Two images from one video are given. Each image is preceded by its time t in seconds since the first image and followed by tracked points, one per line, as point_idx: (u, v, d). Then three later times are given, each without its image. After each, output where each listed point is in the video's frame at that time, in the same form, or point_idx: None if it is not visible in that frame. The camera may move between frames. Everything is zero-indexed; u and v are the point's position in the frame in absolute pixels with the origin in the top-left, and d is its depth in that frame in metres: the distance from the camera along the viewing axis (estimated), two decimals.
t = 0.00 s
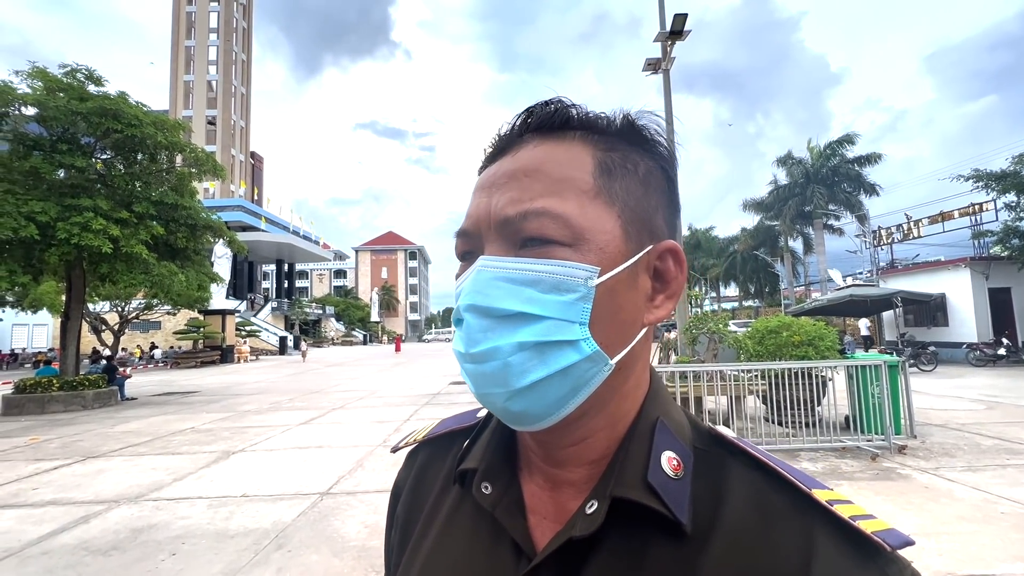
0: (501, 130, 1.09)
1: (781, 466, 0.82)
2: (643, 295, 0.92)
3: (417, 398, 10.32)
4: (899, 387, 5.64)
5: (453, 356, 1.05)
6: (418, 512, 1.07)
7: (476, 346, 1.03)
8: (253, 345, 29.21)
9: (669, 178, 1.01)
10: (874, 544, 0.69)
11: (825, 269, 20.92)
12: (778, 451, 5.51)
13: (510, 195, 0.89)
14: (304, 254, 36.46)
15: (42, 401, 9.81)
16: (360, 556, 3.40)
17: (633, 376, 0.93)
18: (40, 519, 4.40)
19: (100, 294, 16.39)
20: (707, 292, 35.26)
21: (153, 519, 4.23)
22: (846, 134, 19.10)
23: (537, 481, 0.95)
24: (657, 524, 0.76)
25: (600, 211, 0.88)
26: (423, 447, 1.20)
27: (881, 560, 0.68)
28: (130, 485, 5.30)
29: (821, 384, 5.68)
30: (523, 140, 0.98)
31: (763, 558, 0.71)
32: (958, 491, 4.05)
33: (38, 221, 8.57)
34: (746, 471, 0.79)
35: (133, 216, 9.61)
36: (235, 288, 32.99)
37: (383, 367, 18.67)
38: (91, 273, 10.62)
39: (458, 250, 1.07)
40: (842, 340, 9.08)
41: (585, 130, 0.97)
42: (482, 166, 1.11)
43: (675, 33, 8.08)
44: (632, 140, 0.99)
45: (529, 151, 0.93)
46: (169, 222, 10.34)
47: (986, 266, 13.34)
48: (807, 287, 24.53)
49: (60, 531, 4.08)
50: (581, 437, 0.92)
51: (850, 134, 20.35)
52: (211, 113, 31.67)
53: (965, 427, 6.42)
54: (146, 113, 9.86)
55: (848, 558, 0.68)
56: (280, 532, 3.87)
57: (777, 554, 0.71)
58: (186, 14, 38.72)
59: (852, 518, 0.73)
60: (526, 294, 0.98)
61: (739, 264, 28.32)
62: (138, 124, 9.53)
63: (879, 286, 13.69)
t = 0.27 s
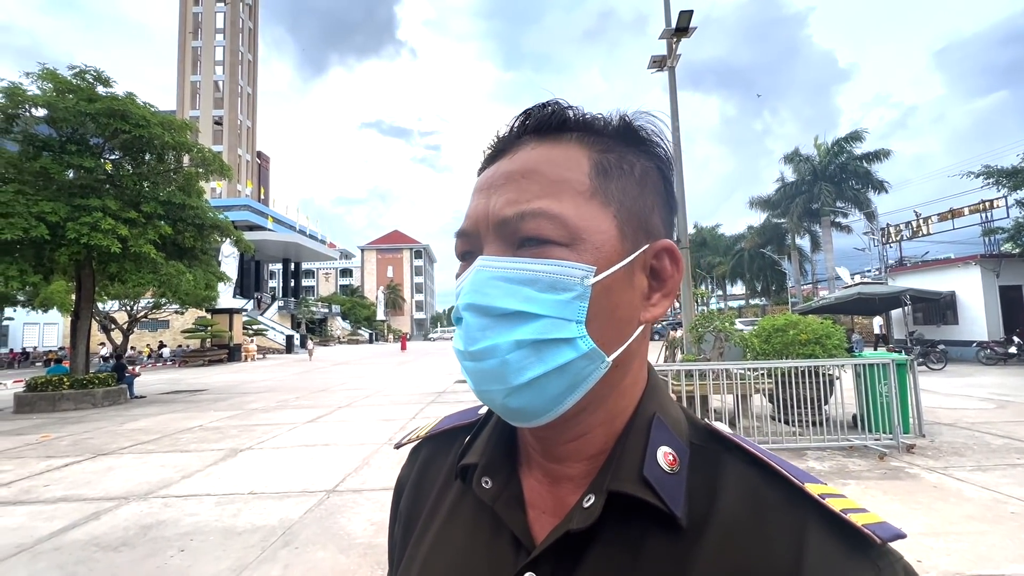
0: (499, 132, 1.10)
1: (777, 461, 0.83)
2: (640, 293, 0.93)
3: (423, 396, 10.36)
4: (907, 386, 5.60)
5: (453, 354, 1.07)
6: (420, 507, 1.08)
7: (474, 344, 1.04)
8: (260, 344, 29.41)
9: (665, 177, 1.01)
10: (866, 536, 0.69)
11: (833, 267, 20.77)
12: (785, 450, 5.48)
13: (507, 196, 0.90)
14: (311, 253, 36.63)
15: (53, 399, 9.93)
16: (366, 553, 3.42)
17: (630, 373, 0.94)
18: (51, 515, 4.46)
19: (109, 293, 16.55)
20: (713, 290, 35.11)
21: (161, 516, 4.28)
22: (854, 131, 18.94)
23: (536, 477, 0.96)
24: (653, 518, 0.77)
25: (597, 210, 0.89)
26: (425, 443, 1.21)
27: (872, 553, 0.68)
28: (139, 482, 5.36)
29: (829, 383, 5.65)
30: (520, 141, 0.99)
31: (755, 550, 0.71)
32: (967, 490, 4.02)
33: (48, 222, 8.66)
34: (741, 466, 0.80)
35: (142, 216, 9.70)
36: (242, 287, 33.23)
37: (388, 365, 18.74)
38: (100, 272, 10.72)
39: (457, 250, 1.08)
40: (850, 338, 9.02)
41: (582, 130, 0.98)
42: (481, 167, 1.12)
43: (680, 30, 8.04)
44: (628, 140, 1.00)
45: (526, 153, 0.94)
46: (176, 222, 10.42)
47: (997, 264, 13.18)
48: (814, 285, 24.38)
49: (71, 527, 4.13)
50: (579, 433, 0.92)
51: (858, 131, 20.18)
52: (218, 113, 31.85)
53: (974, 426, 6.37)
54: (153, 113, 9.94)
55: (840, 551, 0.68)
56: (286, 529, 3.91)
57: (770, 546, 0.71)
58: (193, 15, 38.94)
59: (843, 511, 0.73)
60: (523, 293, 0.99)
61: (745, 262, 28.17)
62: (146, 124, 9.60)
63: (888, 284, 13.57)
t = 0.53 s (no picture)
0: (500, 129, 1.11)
1: (770, 444, 0.84)
2: (637, 282, 0.94)
3: (428, 394, 10.40)
4: (914, 383, 5.57)
5: (456, 344, 1.09)
6: (428, 494, 1.10)
7: (477, 333, 1.07)
8: (265, 342, 29.57)
9: (662, 170, 1.03)
10: (855, 513, 0.71)
11: (839, 264, 20.65)
12: (790, 447, 5.47)
13: (508, 190, 0.92)
14: (316, 252, 36.77)
15: (62, 397, 10.05)
16: (372, 549, 3.45)
17: (629, 359, 0.95)
18: (62, 511, 4.52)
19: (117, 292, 16.68)
20: (718, 287, 34.98)
21: (170, 512, 4.34)
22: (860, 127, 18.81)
23: (539, 461, 0.98)
24: (650, 497, 0.79)
25: (594, 202, 0.90)
26: (432, 433, 1.23)
27: (861, 528, 0.69)
28: (147, 479, 5.42)
29: (834, 380, 5.63)
30: (520, 137, 1.01)
31: (750, 526, 0.73)
32: (974, 488, 4.01)
33: (56, 221, 8.74)
34: (736, 448, 0.81)
35: (148, 215, 9.77)
36: (247, 286, 33.42)
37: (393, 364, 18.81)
38: (107, 271, 10.82)
39: (461, 243, 1.10)
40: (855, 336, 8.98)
41: (579, 125, 0.99)
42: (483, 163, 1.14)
43: (684, 27, 8.02)
44: (625, 134, 1.01)
45: (525, 148, 0.96)
46: (182, 221, 10.50)
47: (1005, 261, 13.07)
48: (820, 282, 24.25)
49: (81, 523, 4.19)
50: (580, 418, 0.94)
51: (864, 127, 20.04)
52: (223, 113, 31.99)
53: (982, 424, 6.33)
54: (159, 113, 10.02)
55: (830, 526, 0.70)
56: (293, 524, 3.95)
57: (763, 522, 0.73)
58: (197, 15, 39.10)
59: (835, 489, 0.75)
60: (523, 283, 1.01)
61: (750, 259, 28.06)
62: (152, 124, 9.68)
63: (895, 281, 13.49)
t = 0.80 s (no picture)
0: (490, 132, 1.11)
1: (759, 447, 0.84)
2: (625, 284, 0.94)
3: (430, 392, 10.42)
4: (917, 381, 5.55)
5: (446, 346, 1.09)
6: (423, 496, 1.10)
7: (466, 335, 1.07)
8: (268, 341, 29.66)
9: (652, 172, 1.03)
10: (840, 517, 0.70)
11: (842, 261, 20.56)
12: (792, 446, 5.47)
13: (496, 193, 0.92)
14: (318, 251, 36.84)
15: (67, 395, 10.10)
16: (374, 547, 3.47)
17: (619, 361, 0.95)
18: (66, 509, 4.55)
19: (120, 291, 16.74)
20: (720, 285, 34.89)
21: (173, 511, 4.36)
22: (863, 124, 18.72)
23: (530, 463, 0.97)
24: (638, 500, 0.79)
25: (582, 205, 0.90)
26: (427, 435, 1.23)
27: (846, 531, 0.69)
28: (150, 477, 5.45)
29: (837, 378, 5.62)
30: (509, 140, 1.01)
31: (735, 528, 0.72)
32: (976, 486, 4.00)
33: (59, 221, 8.77)
34: (725, 451, 0.81)
35: (151, 215, 9.80)
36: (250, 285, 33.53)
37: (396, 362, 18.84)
38: (111, 270, 10.86)
39: (451, 246, 1.10)
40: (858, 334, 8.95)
41: (568, 128, 0.99)
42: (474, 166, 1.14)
43: (685, 24, 7.99)
44: (614, 137, 1.01)
45: (513, 151, 0.95)
46: (185, 220, 10.52)
47: (1010, 258, 13.00)
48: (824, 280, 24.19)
49: (85, 521, 4.22)
50: (570, 421, 0.94)
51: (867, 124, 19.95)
52: (225, 112, 32.03)
53: (985, 422, 6.31)
54: (161, 113, 10.04)
55: (815, 530, 0.70)
56: (296, 523, 3.96)
57: (749, 526, 0.72)
58: (199, 15, 39.14)
59: (820, 493, 0.74)
60: (511, 286, 1.01)
61: (753, 257, 27.99)
62: (154, 124, 9.70)
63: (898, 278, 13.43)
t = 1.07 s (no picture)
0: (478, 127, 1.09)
1: (747, 446, 0.83)
2: (614, 282, 0.93)
3: (430, 391, 10.41)
4: (916, 378, 5.55)
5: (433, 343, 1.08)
6: (412, 496, 1.09)
7: (452, 332, 1.06)
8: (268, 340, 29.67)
9: (642, 167, 1.01)
10: (826, 518, 0.69)
11: (842, 259, 20.56)
12: (791, 443, 5.46)
13: (482, 189, 0.91)
14: (318, 249, 36.82)
15: (66, 394, 10.10)
16: (373, 545, 3.46)
17: (607, 359, 0.94)
18: (64, 508, 4.54)
19: (120, 290, 16.71)
20: (720, 283, 34.87)
21: (171, 509, 4.35)
22: (863, 121, 18.70)
23: (518, 463, 0.96)
24: (626, 501, 0.77)
25: (569, 201, 0.89)
26: (418, 435, 1.22)
27: (832, 534, 0.68)
28: (149, 476, 5.44)
29: (836, 375, 5.61)
30: (497, 135, 0.99)
31: (722, 531, 0.71)
32: (975, 483, 4.00)
33: (57, 220, 8.75)
34: (713, 452, 0.80)
35: (149, 213, 9.77)
36: (250, 284, 33.54)
37: (395, 360, 18.83)
38: (109, 269, 10.84)
39: (438, 242, 1.09)
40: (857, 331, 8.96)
41: (556, 123, 0.97)
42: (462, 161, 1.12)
43: (685, 20, 7.96)
44: (604, 131, 0.99)
45: (500, 146, 0.94)
46: (183, 219, 10.50)
47: (1009, 254, 13.00)
48: (823, 277, 24.20)
49: (83, 520, 4.21)
50: (557, 420, 0.93)
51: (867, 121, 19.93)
52: (224, 110, 31.95)
53: (984, 419, 6.31)
54: (159, 111, 10.01)
55: (802, 531, 0.69)
56: (294, 521, 3.96)
57: (737, 528, 0.71)
58: (197, 13, 39.02)
59: (807, 492, 0.73)
60: (497, 283, 0.99)
61: (753, 255, 27.98)
62: (152, 122, 9.68)
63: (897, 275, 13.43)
